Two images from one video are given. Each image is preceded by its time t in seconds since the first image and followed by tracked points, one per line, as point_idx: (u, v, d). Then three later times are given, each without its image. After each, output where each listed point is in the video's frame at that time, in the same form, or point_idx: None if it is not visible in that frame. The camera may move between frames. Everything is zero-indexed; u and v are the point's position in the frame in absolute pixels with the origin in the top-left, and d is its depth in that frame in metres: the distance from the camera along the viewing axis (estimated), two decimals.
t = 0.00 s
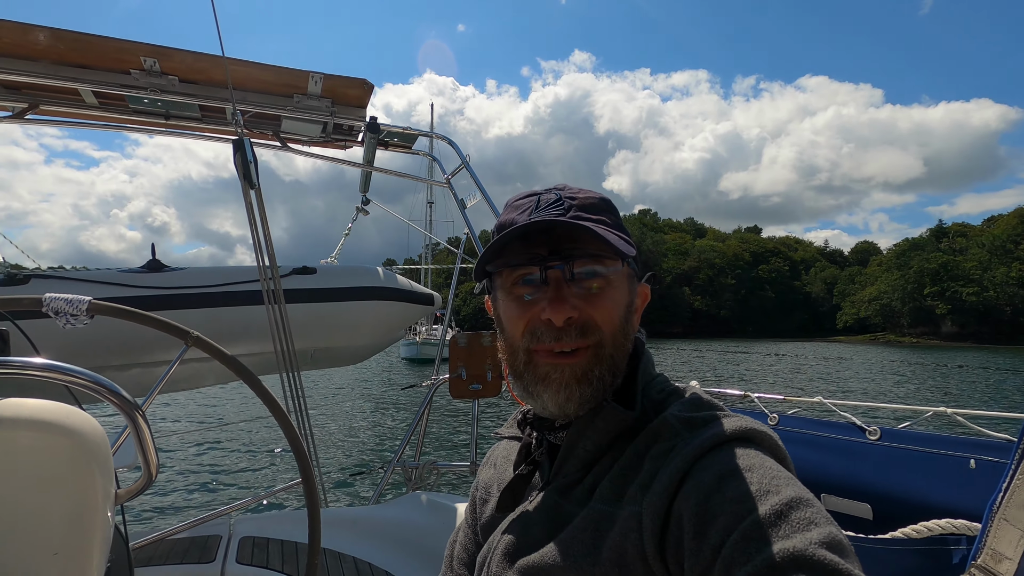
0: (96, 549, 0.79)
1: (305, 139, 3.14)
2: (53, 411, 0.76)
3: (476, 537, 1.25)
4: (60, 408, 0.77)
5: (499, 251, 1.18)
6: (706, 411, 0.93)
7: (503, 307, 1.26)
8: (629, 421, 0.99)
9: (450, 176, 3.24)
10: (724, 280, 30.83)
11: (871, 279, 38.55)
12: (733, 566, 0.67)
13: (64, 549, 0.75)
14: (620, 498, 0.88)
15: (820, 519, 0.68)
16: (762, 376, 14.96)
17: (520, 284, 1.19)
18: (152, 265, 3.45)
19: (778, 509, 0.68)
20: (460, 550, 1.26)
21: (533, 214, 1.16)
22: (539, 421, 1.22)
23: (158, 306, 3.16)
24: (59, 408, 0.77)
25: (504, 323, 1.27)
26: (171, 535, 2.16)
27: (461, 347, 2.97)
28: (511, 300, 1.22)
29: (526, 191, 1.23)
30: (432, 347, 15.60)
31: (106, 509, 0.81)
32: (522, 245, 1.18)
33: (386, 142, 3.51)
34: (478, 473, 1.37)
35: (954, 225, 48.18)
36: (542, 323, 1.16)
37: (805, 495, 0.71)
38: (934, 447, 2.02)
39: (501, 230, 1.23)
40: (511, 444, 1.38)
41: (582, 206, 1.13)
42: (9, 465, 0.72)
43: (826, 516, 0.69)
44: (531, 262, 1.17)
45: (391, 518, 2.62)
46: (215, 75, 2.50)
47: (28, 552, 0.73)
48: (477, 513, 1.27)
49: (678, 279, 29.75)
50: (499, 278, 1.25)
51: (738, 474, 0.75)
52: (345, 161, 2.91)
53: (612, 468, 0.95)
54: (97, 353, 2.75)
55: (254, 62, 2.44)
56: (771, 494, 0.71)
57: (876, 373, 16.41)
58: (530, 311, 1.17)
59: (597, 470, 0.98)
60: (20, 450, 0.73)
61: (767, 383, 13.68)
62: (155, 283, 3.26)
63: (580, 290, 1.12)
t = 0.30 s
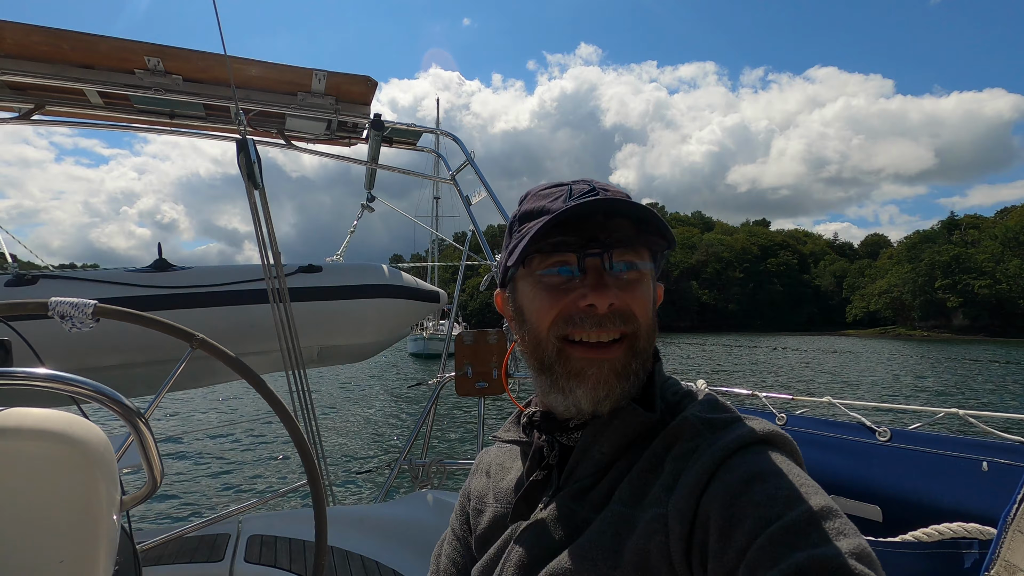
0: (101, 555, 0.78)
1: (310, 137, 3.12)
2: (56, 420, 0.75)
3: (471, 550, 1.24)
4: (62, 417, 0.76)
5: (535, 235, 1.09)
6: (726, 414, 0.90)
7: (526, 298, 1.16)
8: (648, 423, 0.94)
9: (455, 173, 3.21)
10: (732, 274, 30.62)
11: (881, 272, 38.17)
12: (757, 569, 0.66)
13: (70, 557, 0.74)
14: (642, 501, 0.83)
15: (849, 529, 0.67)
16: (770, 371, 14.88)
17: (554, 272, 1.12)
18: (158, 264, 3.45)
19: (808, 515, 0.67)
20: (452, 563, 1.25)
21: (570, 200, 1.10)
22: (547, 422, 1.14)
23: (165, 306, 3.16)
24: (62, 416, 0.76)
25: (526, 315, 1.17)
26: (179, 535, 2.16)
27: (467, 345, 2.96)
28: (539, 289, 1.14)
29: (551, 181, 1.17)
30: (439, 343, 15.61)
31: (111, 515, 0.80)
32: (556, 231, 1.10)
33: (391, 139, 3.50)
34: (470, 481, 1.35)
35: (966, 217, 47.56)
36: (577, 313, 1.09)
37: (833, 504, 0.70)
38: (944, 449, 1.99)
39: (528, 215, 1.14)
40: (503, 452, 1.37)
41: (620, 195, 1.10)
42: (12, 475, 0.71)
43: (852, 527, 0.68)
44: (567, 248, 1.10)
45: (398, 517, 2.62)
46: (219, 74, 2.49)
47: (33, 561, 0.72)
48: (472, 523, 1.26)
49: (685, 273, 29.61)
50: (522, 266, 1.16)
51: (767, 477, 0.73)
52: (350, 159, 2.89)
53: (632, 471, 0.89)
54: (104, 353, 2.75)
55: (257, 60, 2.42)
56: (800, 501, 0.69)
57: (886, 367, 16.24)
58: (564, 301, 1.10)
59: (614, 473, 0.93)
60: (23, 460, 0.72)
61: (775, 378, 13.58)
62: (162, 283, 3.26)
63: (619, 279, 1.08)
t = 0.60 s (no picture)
0: (105, 564, 0.79)
1: (313, 136, 3.13)
2: (56, 432, 0.76)
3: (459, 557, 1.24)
4: (62, 429, 0.77)
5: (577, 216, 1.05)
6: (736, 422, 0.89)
7: (554, 285, 1.12)
8: (658, 427, 0.94)
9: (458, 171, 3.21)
10: (740, 266, 30.39)
11: (892, 263, 37.77)
12: None
13: (73, 564, 0.75)
14: (656, 507, 0.81)
15: (860, 541, 0.67)
16: (778, 364, 14.78)
17: (588, 258, 1.08)
18: (164, 265, 3.48)
19: (824, 526, 0.66)
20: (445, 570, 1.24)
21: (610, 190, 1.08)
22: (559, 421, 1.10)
23: (171, 306, 3.19)
24: (62, 428, 0.77)
25: (552, 302, 1.12)
26: (186, 534, 2.19)
27: (470, 343, 2.96)
28: (570, 274, 1.10)
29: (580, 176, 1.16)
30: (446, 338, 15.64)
31: (114, 524, 0.81)
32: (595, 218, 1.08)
33: (393, 138, 3.50)
34: (458, 485, 1.35)
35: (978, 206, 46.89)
36: (611, 301, 1.06)
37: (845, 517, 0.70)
38: (947, 450, 1.97)
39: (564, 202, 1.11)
40: (491, 457, 1.38)
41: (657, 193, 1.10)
42: (15, 485, 0.72)
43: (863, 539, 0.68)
44: (603, 236, 1.07)
45: (402, 515, 2.63)
46: (219, 76, 2.49)
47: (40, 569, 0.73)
48: (461, 530, 1.25)
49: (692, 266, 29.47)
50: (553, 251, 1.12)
51: (785, 485, 0.71)
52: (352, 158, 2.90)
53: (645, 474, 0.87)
54: (111, 355, 2.78)
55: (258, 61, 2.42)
56: (816, 512, 0.68)
57: (897, 360, 16.08)
58: (597, 288, 1.07)
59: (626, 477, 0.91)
60: (24, 471, 0.73)
61: (784, 371, 13.48)
62: (168, 284, 3.28)
63: (652, 272, 1.08)
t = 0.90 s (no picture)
0: (119, 519, 0.82)
1: (330, 125, 3.19)
2: (76, 392, 0.78)
3: (461, 525, 1.30)
4: (84, 390, 0.79)
5: (533, 220, 1.12)
6: (733, 411, 0.90)
7: (527, 282, 1.20)
8: (642, 411, 0.96)
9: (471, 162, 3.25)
10: (755, 270, 30.12)
11: (910, 271, 37.17)
12: (763, 561, 0.67)
13: (91, 520, 0.78)
14: (644, 490, 0.84)
15: (855, 526, 0.68)
16: (790, 370, 14.64)
17: (552, 256, 1.15)
18: (182, 248, 3.56)
19: (816, 512, 0.68)
20: (445, 542, 1.30)
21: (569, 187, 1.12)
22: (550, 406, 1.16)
23: (188, 288, 3.27)
24: (83, 389, 0.79)
25: (525, 298, 1.20)
26: (197, 507, 2.25)
27: (478, 333, 2.99)
28: (538, 271, 1.17)
29: (556, 168, 1.18)
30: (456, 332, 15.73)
31: (130, 483, 0.83)
32: (556, 216, 1.13)
33: (409, 128, 3.54)
34: (467, 460, 1.40)
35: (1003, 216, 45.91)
36: (575, 294, 1.11)
37: (839, 501, 0.71)
38: (946, 449, 1.98)
39: (530, 201, 1.17)
40: (501, 433, 1.42)
41: (621, 180, 1.10)
42: (38, 442, 0.75)
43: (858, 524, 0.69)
44: (565, 232, 1.12)
45: (407, 498, 2.68)
46: (240, 62, 2.55)
47: (61, 521, 0.76)
48: (465, 502, 1.31)
49: (706, 268, 29.28)
50: (524, 250, 1.19)
51: (775, 474, 0.73)
52: (368, 147, 2.95)
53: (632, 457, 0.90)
54: (130, 332, 2.86)
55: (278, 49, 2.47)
56: (808, 496, 0.70)
57: (911, 370, 15.84)
58: (561, 282, 1.13)
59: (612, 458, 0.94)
60: (47, 428, 0.75)
61: (795, 377, 13.36)
62: (185, 265, 3.36)
63: (617, 262, 1.10)
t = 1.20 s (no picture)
0: (126, 530, 0.81)
1: (334, 134, 3.22)
2: (87, 403, 0.78)
3: (461, 533, 1.31)
4: (93, 400, 0.79)
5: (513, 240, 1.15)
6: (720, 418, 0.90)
7: (512, 299, 1.22)
8: (629, 419, 0.97)
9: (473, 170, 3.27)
10: (759, 275, 30.03)
11: (916, 276, 36.99)
12: (746, 567, 0.67)
13: (99, 530, 0.77)
14: (629, 497, 0.85)
15: (838, 529, 0.67)
16: (795, 375, 14.57)
17: (533, 274, 1.17)
18: (187, 257, 3.59)
19: (796, 516, 0.68)
20: (445, 551, 1.32)
21: (547, 205, 1.13)
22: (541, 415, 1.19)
23: (194, 297, 3.29)
24: (92, 399, 0.79)
25: (511, 315, 1.23)
26: (201, 516, 2.26)
27: (482, 341, 2.99)
28: (521, 289, 1.19)
29: (538, 185, 1.20)
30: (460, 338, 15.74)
31: (137, 493, 0.82)
32: (535, 234, 1.16)
33: (412, 137, 3.58)
34: (467, 470, 1.41)
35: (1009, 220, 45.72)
36: (556, 311, 1.13)
37: (822, 505, 0.71)
38: (952, 457, 1.97)
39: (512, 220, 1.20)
40: (499, 443, 1.43)
41: (598, 197, 1.11)
42: (48, 451, 0.75)
43: (841, 527, 0.69)
44: (544, 250, 1.14)
45: (411, 506, 2.69)
46: (245, 74, 2.58)
47: (67, 529, 0.76)
48: (464, 511, 1.32)
49: (710, 273, 29.25)
50: (508, 268, 1.22)
51: (756, 479, 0.74)
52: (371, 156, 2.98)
53: (619, 465, 0.91)
54: (137, 341, 2.89)
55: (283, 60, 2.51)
56: (789, 501, 0.70)
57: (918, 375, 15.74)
58: (542, 299, 1.15)
59: (599, 465, 0.95)
60: (56, 437, 0.75)
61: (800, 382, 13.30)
62: (191, 274, 3.39)
63: (596, 278, 1.10)
